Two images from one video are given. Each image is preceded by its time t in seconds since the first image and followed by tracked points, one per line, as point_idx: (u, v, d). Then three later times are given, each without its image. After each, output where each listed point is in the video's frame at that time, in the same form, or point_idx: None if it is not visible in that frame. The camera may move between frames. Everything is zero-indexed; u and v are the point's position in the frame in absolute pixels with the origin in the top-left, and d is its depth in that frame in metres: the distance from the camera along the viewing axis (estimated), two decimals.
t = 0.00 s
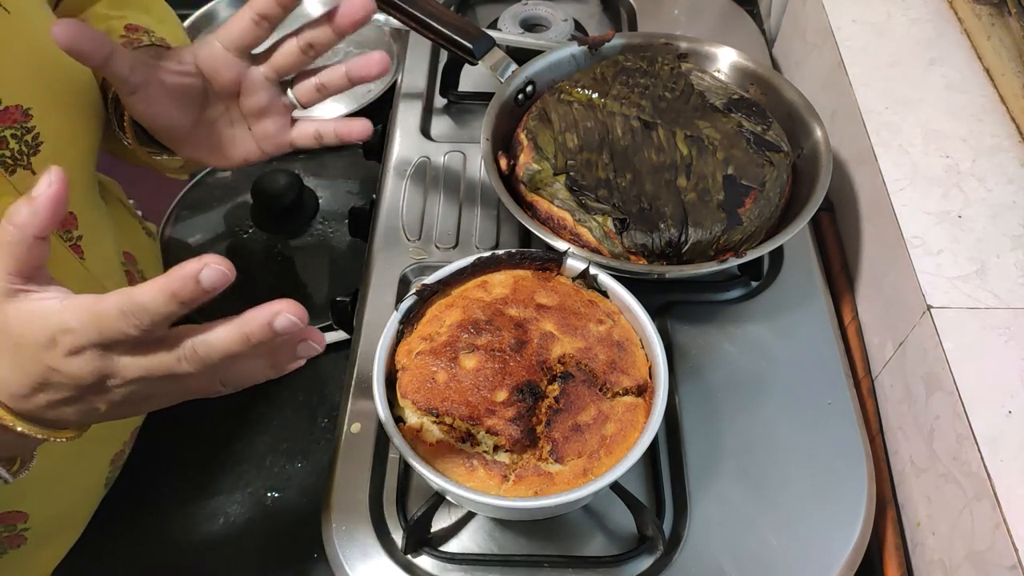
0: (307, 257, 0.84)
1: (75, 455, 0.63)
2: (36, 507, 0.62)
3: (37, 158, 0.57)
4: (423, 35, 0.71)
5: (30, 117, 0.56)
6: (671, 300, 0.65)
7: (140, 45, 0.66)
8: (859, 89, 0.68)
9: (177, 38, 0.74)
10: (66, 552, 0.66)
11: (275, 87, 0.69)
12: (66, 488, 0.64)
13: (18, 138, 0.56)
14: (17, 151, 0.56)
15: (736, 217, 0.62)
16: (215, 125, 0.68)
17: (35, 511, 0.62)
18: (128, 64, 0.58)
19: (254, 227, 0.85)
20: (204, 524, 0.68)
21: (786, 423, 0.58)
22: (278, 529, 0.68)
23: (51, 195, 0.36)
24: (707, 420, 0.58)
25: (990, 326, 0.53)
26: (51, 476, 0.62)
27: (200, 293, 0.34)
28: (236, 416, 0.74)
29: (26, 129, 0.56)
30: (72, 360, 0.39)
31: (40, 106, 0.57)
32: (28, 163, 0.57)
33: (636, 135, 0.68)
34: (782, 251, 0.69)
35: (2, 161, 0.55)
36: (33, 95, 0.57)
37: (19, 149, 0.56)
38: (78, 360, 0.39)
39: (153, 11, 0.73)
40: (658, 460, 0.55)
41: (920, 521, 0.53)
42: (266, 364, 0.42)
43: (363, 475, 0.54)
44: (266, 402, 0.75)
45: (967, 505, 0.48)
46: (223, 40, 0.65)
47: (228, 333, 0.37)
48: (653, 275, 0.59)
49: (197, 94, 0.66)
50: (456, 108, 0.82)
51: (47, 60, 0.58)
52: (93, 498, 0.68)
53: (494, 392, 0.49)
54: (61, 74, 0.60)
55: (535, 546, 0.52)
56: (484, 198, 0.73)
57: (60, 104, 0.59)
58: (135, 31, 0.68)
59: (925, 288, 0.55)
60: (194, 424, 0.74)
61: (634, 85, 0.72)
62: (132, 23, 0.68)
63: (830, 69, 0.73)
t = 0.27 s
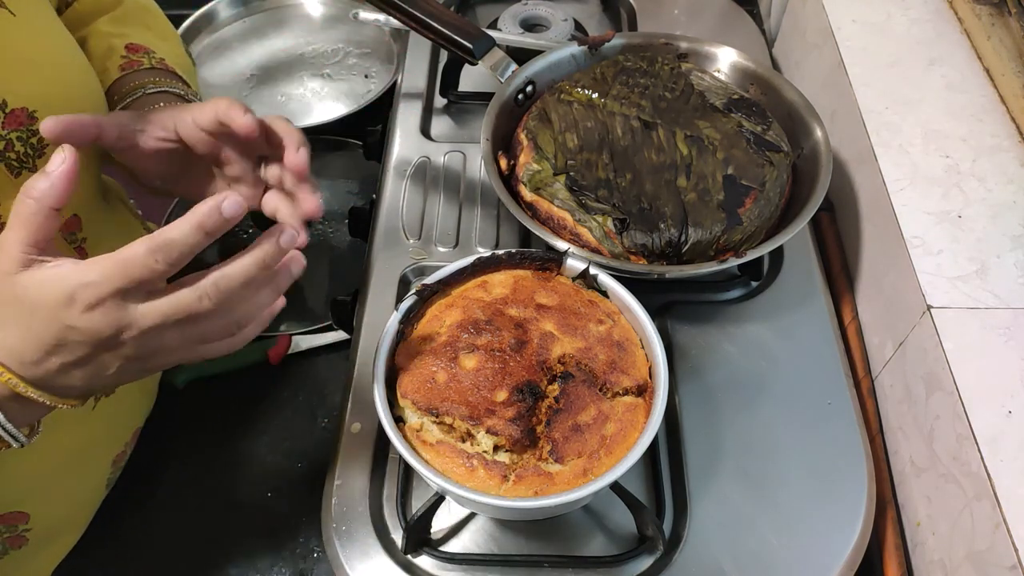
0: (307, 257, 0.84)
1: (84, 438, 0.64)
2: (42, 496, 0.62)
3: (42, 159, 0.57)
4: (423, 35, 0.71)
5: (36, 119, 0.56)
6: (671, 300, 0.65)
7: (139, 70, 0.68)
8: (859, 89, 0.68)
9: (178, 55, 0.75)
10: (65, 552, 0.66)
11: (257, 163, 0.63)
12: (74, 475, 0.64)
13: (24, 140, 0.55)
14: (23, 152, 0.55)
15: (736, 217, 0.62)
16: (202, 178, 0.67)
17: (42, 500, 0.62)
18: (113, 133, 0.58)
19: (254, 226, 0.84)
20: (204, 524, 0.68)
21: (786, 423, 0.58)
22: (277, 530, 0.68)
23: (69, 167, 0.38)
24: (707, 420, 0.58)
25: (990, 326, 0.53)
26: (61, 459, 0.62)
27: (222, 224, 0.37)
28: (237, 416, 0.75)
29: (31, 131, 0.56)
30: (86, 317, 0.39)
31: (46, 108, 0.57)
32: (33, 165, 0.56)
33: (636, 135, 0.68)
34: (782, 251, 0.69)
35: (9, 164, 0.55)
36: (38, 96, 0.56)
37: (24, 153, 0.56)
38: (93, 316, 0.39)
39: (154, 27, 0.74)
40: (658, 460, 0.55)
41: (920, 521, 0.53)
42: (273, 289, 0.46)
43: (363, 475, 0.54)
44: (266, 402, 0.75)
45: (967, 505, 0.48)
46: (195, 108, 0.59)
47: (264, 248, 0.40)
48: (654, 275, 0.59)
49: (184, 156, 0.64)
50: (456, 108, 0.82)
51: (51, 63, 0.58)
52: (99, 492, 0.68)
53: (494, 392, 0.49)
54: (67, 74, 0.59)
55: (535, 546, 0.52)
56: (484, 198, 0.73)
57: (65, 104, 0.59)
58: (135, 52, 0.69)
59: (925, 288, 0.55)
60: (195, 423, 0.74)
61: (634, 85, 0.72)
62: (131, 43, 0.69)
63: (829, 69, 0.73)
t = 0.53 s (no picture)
0: (307, 257, 0.84)
1: (87, 433, 0.65)
2: (45, 493, 0.62)
3: (43, 159, 0.57)
4: (423, 35, 0.71)
5: (37, 118, 0.56)
6: (671, 300, 0.65)
7: (134, 79, 0.68)
8: (859, 89, 0.68)
9: (170, 65, 0.75)
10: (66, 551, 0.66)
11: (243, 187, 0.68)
12: (78, 470, 0.64)
13: (25, 139, 0.55)
14: (24, 151, 0.55)
15: (736, 217, 0.62)
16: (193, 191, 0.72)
17: (45, 497, 0.62)
18: (137, 172, 0.62)
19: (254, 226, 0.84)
20: (203, 523, 0.68)
21: (786, 423, 0.58)
22: (278, 530, 0.68)
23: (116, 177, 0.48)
24: (707, 420, 0.58)
25: (990, 326, 0.53)
26: (65, 454, 0.63)
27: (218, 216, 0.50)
28: (238, 415, 0.74)
29: (33, 131, 0.56)
30: (117, 309, 0.46)
31: (46, 107, 0.57)
32: (35, 164, 0.56)
33: (636, 135, 0.68)
34: (782, 251, 0.69)
35: (12, 164, 0.55)
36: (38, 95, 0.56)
37: (26, 151, 0.55)
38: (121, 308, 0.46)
39: (148, 36, 0.75)
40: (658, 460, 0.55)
41: (920, 521, 0.53)
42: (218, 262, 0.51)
43: (363, 475, 0.54)
44: (267, 402, 0.75)
45: (967, 505, 0.48)
46: (209, 159, 0.61)
47: (200, 221, 0.48)
48: (653, 275, 0.59)
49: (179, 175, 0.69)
50: (456, 108, 0.82)
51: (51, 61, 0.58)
52: (100, 489, 0.68)
53: (494, 392, 0.49)
54: (69, 76, 0.59)
55: (535, 546, 0.52)
56: (484, 198, 0.73)
57: (65, 102, 0.58)
58: (130, 61, 0.69)
59: (925, 288, 0.55)
60: (195, 422, 0.74)
61: (634, 85, 0.72)
62: (126, 52, 0.70)
63: (829, 69, 0.73)
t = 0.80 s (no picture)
0: (307, 257, 0.84)
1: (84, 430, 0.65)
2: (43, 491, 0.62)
3: (41, 153, 0.57)
4: (422, 35, 0.71)
5: (34, 113, 0.56)
6: (672, 300, 0.65)
7: (131, 75, 0.69)
8: (859, 89, 0.68)
9: (163, 62, 0.76)
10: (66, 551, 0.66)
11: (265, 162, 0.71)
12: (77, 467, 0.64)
13: (23, 134, 0.55)
14: (22, 146, 0.55)
15: (736, 217, 0.62)
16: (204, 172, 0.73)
17: (43, 496, 0.62)
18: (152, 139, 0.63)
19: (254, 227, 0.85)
20: (204, 523, 0.68)
21: (786, 424, 0.58)
22: (278, 531, 0.68)
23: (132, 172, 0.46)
24: (707, 421, 0.58)
25: (990, 326, 0.53)
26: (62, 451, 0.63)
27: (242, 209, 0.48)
28: (238, 416, 0.74)
29: (30, 126, 0.56)
30: (142, 311, 0.46)
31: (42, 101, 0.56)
32: (33, 159, 0.56)
33: (636, 135, 0.68)
34: (782, 251, 0.69)
35: (10, 158, 0.54)
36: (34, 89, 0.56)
37: (24, 146, 0.55)
38: (147, 308, 0.46)
39: (140, 33, 0.75)
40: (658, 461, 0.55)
41: (920, 522, 0.53)
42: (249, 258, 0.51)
43: (363, 475, 0.54)
44: (267, 401, 0.75)
45: (967, 505, 0.48)
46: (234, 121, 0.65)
47: (224, 215, 0.47)
48: (653, 275, 0.59)
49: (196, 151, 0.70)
50: (456, 108, 0.82)
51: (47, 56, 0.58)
52: (99, 489, 0.68)
53: (494, 392, 0.49)
54: (65, 71, 0.59)
55: (535, 547, 0.52)
56: (484, 198, 0.73)
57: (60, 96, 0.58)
58: (126, 57, 0.70)
59: (925, 288, 0.55)
60: (195, 423, 0.74)
61: (634, 85, 0.72)
62: (121, 48, 0.70)
63: (829, 69, 0.73)
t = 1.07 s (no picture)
0: (307, 258, 0.84)
1: (83, 429, 0.64)
2: (44, 489, 0.62)
3: (41, 149, 0.57)
4: (422, 34, 0.71)
5: (35, 109, 0.56)
6: (671, 300, 0.65)
7: (134, 71, 0.69)
8: (859, 89, 0.68)
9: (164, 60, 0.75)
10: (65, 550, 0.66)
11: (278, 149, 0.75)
12: (74, 468, 0.64)
13: (24, 129, 0.55)
14: (23, 142, 0.55)
15: (735, 217, 0.62)
16: (214, 165, 0.73)
17: (42, 494, 0.62)
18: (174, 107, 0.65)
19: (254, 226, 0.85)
20: (204, 524, 0.68)
21: (786, 424, 0.58)
22: (278, 530, 0.68)
23: (144, 176, 0.44)
24: (707, 421, 0.58)
25: (990, 326, 0.53)
26: (61, 450, 0.62)
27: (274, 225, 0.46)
28: (238, 416, 0.74)
29: (31, 121, 0.55)
30: (160, 315, 0.46)
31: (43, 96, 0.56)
32: (33, 155, 0.56)
33: (636, 135, 0.68)
34: (782, 251, 0.69)
35: (10, 154, 0.54)
36: (34, 85, 0.56)
37: (24, 142, 0.55)
38: (167, 312, 0.46)
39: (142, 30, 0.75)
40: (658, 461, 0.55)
41: (920, 522, 0.53)
42: (267, 273, 0.50)
43: (363, 475, 0.54)
44: (267, 401, 0.75)
45: (967, 505, 0.48)
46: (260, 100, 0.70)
47: (257, 237, 0.45)
48: (653, 275, 0.59)
49: (212, 139, 0.71)
50: (456, 108, 0.82)
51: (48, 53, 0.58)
52: (97, 489, 0.68)
53: (494, 392, 0.49)
54: (67, 64, 0.60)
55: (535, 547, 0.52)
56: (484, 198, 0.73)
57: (61, 93, 0.58)
58: (129, 52, 0.70)
59: (925, 288, 0.55)
60: (195, 422, 0.74)
61: (634, 85, 0.72)
62: (123, 43, 0.70)
63: (829, 69, 0.73)
